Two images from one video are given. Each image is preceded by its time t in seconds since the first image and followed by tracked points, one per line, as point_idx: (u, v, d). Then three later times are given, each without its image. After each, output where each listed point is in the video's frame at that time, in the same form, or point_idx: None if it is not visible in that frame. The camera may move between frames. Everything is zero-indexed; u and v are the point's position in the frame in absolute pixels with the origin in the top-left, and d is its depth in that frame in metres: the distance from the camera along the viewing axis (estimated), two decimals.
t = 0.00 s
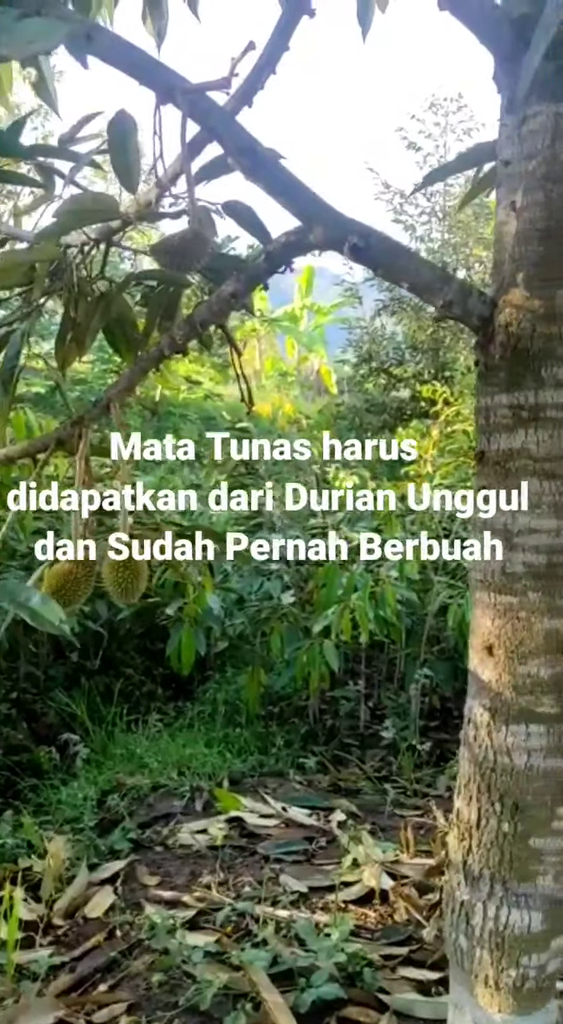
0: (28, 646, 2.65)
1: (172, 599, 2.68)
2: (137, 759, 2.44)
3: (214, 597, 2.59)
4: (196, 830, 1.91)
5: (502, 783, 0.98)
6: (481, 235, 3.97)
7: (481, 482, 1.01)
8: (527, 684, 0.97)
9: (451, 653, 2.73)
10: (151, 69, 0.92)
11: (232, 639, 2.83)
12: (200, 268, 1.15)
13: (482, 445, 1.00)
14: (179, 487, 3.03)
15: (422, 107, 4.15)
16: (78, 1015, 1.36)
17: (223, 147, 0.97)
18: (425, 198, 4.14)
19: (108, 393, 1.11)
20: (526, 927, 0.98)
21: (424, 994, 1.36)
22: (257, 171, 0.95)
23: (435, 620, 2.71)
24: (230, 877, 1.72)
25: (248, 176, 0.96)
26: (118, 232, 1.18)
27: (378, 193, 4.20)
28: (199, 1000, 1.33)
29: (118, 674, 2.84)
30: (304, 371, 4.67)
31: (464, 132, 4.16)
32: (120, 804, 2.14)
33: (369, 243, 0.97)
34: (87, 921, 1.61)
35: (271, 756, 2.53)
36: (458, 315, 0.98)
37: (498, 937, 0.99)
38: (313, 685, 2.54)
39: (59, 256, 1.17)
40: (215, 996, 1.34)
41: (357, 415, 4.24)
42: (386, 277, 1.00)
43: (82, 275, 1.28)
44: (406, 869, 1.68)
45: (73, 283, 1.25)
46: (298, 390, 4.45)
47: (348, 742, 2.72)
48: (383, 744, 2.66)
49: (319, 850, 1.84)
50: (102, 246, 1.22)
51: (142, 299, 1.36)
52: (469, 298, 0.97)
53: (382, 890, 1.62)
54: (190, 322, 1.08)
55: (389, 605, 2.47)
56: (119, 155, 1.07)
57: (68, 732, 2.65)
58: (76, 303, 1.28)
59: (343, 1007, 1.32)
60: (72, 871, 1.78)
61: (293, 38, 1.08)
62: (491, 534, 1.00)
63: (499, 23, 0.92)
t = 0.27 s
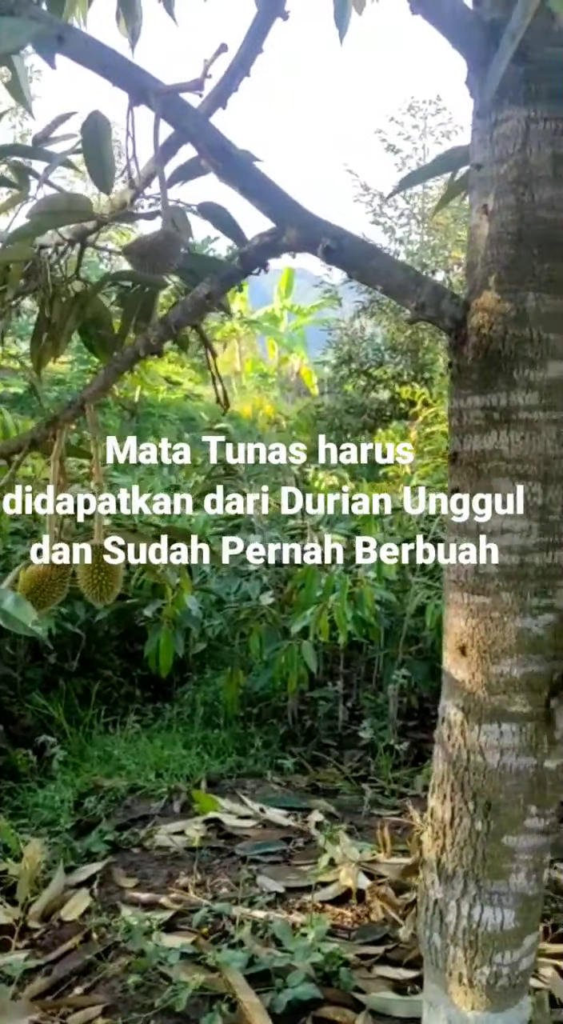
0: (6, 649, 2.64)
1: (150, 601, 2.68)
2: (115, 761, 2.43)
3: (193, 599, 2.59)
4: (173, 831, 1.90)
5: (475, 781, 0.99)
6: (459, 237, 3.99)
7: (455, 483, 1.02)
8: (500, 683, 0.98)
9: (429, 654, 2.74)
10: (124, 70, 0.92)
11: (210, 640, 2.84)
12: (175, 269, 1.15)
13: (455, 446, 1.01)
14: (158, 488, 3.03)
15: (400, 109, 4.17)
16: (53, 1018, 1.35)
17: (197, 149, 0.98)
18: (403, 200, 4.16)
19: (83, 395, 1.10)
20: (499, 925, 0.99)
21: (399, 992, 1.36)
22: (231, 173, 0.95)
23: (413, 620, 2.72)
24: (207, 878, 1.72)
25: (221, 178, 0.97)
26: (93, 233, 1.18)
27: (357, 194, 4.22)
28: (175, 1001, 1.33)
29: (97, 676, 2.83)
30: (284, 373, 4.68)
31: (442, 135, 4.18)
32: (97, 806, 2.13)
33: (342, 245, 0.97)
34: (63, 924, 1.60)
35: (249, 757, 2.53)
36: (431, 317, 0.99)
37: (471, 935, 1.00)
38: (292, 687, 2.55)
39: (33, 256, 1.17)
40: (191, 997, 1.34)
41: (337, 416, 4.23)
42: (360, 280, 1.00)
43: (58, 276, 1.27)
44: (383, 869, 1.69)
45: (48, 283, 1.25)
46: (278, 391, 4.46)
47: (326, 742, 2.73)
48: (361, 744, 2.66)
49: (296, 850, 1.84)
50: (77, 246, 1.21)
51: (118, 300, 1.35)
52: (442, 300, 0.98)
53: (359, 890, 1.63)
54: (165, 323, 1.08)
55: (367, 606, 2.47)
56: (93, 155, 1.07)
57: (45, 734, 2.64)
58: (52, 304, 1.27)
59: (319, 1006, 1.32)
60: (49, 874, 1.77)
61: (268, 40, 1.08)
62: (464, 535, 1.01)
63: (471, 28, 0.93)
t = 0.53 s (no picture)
0: None
1: (118, 598, 2.67)
2: (83, 759, 2.42)
3: (163, 595, 2.58)
4: (141, 829, 1.90)
5: (438, 776, 1.00)
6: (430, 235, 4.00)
7: (419, 480, 1.02)
8: (463, 678, 0.99)
9: (399, 649, 2.75)
10: (89, 66, 0.92)
11: (181, 636, 2.84)
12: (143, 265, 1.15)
13: (420, 444, 1.02)
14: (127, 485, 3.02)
15: (372, 107, 4.18)
16: (18, 1017, 1.35)
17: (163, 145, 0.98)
18: (375, 198, 4.17)
19: (48, 392, 1.09)
20: (462, 917, 1.00)
21: (365, 985, 1.37)
22: (197, 169, 0.95)
23: (382, 616, 2.73)
24: (175, 875, 1.72)
25: (187, 174, 0.97)
26: (59, 228, 1.17)
27: (329, 192, 4.22)
28: (141, 998, 1.33)
29: (66, 674, 2.82)
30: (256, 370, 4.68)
31: (413, 133, 4.20)
32: (65, 804, 2.13)
33: (308, 243, 0.97)
34: (29, 922, 1.60)
35: (219, 754, 2.53)
36: (397, 315, 1.00)
37: (435, 928, 1.01)
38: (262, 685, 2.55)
39: None
40: (157, 994, 1.34)
41: (309, 414, 4.18)
42: (325, 277, 1.00)
43: (23, 271, 1.27)
44: (350, 863, 1.70)
45: (12, 279, 1.25)
46: (249, 388, 4.46)
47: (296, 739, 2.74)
48: (330, 740, 2.67)
49: (264, 846, 1.85)
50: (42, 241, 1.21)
51: (85, 297, 1.34)
52: (407, 299, 0.99)
53: (326, 884, 1.64)
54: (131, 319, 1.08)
55: (336, 603, 2.48)
56: (58, 150, 1.06)
57: (13, 732, 2.62)
58: (17, 299, 1.26)
59: (286, 1000, 1.33)
60: (15, 872, 1.77)
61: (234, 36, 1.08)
62: (429, 532, 1.02)
63: (436, 28, 0.93)
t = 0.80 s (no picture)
0: None
1: (92, 594, 2.66)
2: (56, 756, 2.41)
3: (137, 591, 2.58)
4: (114, 826, 1.90)
5: (410, 771, 1.01)
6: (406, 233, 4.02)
7: (392, 477, 1.03)
8: (435, 674, 1.00)
9: (373, 646, 2.76)
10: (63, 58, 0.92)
11: (155, 633, 2.84)
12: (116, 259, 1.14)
13: (393, 441, 1.02)
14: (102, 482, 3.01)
15: (348, 104, 4.18)
16: None
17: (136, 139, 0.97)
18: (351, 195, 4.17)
19: (21, 386, 1.06)
20: (432, 911, 1.01)
21: (337, 980, 1.38)
22: (170, 164, 0.95)
23: (357, 613, 2.74)
24: (148, 872, 1.71)
25: (160, 168, 0.96)
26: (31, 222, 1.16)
27: (305, 189, 4.22)
28: (113, 995, 1.32)
29: (39, 671, 2.80)
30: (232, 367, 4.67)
31: (389, 131, 4.21)
32: (37, 802, 2.12)
33: (282, 239, 0.97)
34: None
35: (193, 751, 2.52)
36: (370, 312, 1.00)
37: (406, 921, 1.01)
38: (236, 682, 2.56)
39: None
40: (130, 991, 1.34)
41: (284, 411, 4.22)
42: (299, 274, 1.00)
43: None
44: (323, 858, 1.70)
45: None
46: (225, 383, 4.45)
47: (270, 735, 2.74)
48: (304, 737, 2.68)
49: (238, 842, 1.85)
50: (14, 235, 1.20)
51: (57, 291, 1.33)
52: (381, 296, 0.99)
53: (299, 879, 1.64)
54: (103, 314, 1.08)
55: (311, 600, 2.49)
56: (30, 144, 1.05)
57: None
58: None
59: (258, 996, 1.33)
60: None
61: (208, 30, 1.08)
62: (401, 529, 1.02)
63: (409, 27, 0.94)
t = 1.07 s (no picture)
0: None
1: (58, 590, 2.65)
2: (19, 753, 2.39)
3: (102, 586, 2.57)
4: (78, 823, 1.89)
5: (373, 765, 1.01)
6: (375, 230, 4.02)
7: (357, 473, 1.03)
8: (398, 669, 1.00)
9: (340, 642, 2.77)
10: (26, 49, 0.93)
11: (122, 629, 2.82)
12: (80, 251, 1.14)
13: (357, 437, 1.03)
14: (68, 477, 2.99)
15: (318, 101, 4.18)
16: None
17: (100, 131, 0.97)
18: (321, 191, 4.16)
19: None
20: (394, 904, 1.01)
21: (300, 974, 1.38)
22: (134, 156, 0.95)
23: (324, 609, 2.74)
24: (112, 869, 1.71)
25: (124, 160, 0.96)
26: None
27: (275, 185, 4.21)
28: (75, 993, 1.31)
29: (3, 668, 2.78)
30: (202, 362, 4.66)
31: (359, 128, 4.21)
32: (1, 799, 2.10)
33: (247, 234, 0.97)
34: None
35: (158, 747, 2.51)
36: (335, 308, 1.00)
37: (368, 915, 1.02)
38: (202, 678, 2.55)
39: None
40: (92, 988, 1.33)
41: (254, 405, 4.17)
42: (264, 268, 1.00)
43: None
44: (288, 853, 1.70)
45: None
46: (194, 378, 4.43)
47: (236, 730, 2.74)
48: (271, 732, 2.68)
49: (202, 838, 1.84)
50: None
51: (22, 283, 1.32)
52: (346, 293, 0.99)
53: (263, 875, 1.64)
54: (66, 306, 1.08)
55: (278, 596, 2.49)
56: None
57: None
58: None
59: (221, 991, 1.33)
60: None
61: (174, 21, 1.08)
62: (365, 524, 1.02)
63: (375, 23, 0.94)
